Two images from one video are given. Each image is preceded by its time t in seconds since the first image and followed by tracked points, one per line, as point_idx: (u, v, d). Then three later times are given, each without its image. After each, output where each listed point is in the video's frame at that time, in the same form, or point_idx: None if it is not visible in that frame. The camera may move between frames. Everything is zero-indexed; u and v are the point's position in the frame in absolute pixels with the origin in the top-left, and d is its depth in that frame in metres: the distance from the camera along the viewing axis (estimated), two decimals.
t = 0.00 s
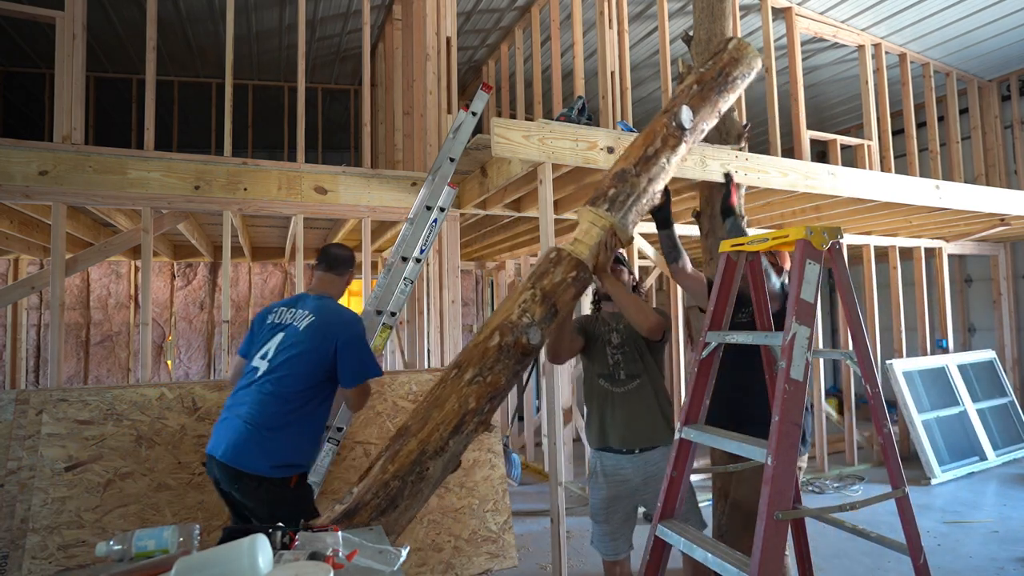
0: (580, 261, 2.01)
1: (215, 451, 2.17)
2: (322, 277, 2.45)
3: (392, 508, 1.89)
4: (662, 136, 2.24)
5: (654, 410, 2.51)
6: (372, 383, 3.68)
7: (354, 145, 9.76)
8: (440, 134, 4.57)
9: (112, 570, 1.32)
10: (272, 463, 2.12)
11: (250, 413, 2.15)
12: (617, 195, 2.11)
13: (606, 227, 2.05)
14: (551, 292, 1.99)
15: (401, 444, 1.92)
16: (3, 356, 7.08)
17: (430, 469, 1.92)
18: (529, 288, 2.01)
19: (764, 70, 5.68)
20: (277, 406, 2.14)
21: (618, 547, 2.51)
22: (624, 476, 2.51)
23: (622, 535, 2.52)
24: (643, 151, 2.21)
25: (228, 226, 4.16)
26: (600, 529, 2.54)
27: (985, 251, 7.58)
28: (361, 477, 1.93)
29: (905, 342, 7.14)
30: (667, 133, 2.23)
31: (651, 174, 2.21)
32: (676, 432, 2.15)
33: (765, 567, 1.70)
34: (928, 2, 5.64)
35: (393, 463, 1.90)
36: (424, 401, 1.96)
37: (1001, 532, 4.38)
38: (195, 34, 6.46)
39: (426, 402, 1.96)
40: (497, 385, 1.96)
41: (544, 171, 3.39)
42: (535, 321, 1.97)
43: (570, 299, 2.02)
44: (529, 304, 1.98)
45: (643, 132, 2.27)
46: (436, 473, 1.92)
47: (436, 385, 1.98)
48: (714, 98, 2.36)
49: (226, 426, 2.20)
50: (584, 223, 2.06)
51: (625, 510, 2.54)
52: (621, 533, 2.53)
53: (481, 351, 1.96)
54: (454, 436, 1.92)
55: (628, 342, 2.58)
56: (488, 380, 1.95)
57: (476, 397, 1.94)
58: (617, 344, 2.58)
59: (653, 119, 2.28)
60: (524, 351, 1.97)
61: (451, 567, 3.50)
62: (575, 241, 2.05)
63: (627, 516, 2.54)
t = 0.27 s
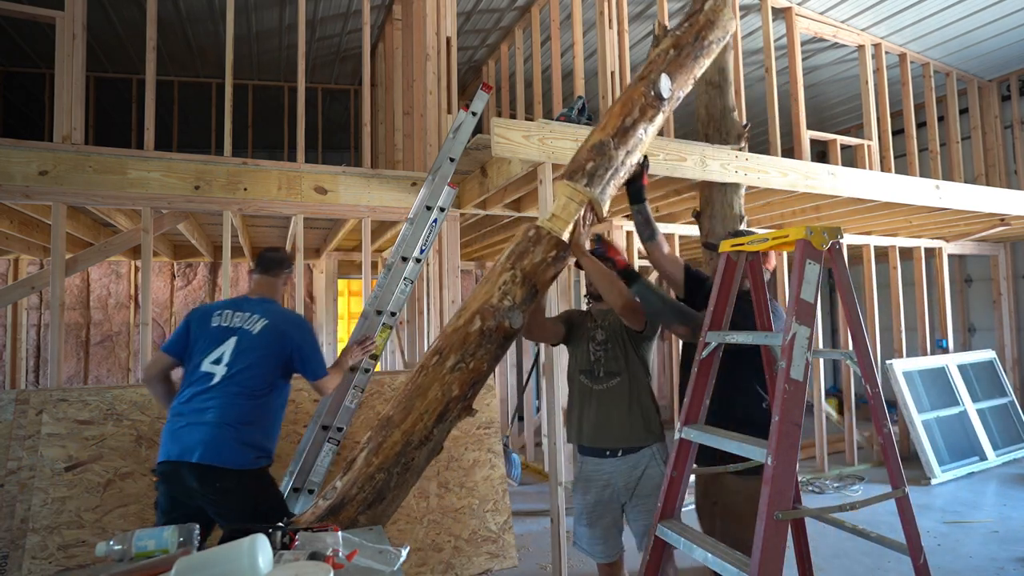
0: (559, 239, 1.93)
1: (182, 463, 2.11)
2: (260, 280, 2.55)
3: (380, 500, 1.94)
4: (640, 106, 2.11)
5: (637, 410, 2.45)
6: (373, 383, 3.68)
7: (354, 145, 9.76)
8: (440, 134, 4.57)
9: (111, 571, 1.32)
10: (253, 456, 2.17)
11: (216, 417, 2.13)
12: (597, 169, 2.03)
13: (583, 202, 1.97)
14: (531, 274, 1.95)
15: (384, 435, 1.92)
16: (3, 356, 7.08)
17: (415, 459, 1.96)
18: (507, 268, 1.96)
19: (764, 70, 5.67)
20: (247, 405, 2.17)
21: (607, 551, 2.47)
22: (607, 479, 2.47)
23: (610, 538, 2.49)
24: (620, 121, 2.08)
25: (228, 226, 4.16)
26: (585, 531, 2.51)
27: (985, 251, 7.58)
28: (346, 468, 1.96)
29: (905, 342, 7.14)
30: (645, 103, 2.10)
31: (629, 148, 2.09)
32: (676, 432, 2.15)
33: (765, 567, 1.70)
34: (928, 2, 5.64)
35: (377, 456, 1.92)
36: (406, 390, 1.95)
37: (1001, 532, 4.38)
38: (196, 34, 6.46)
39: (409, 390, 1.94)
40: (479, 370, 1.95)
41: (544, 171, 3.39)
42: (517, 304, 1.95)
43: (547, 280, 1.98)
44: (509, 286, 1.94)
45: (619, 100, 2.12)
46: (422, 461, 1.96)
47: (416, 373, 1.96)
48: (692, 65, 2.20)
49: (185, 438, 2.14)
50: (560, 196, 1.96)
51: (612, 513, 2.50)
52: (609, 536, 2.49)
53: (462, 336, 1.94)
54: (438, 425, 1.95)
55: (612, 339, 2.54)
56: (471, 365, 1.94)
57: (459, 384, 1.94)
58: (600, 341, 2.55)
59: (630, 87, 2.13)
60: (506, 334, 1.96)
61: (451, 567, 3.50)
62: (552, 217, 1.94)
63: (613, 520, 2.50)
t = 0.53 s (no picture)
0: (548, 225, 2.00)
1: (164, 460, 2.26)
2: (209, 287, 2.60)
3: (371, 497, 2.03)
4: (630, 87, 2.12)
5: (633, 414, 2.39)
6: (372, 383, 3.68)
7: (354, 145, 9.76)
8: (440, 134, 4.57)
9: (111, 570, 1.32)
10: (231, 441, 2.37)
11: (190, 412, 2.31)
12: (586, 152, 2.06)
13: (573, 186, 2.03)
14: (519, 264, 1.99)
15: (374, 432, 1.99)
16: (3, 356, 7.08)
17: (406, 455, 2.03)
18: (496, 258, 2.00)
19: (764, 70, 5.67)
20: (216, 397, 2.36)
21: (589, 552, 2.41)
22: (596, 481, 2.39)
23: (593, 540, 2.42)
24: (610, 103, 2.10)
25: (228, 226, 4.16)
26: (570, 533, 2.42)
27: (985, 251, 7.58)
28: (337, 467, 2.03)
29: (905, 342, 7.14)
30: (636, 84, 2.11)
31: (618, 129, 2.11)
32: (676, 432, 2.14)
33: (765, 567, 1.70)
34: (928, 2, 5.64)
35: (369, 454, 2.00)
36: (397, 385, 2.00)
37: (1001, 532, 4.38)
38: (196, 34, 6.46)
39: (399, 386, 2.00)
40: (469, 361, 2.02)
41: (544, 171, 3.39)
42: (506, 294, 2.00)
43: (535, 268, 2.05)
44: (500, 275, 1.99)
45: (609, 81, 2.14)
46: (412, 457, 2.05)
47: (407, 367, 2.01)
48: (683, 42, 2.20)
49: (160, 437, 2.27)
50: (549, 180, 2.02)
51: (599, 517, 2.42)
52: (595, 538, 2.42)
53: (452, 328, 1.99)
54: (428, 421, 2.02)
55: (609, 342, 2.52)
56: (461, 358, 2.01)
57: (449, 376, 2.01)
58: (596, 344, 2.53)
59: (620, 68, 2.14)
60: (496, 325, 2.02)
61: (451, 567, 3.50)
62: (542, 202, 2.03)
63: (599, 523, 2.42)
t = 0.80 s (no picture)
0: (532, 212, 1.97)
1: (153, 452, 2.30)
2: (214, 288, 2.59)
3: (361, 490, 2.04)
4: (613, 67, 2.08)
5: (612, 415, 2.37)
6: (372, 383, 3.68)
7: (354, 145, 9.76)
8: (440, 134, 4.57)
9: (112, 570, 1.33)
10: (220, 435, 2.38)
11: (178, 407, 2.34)
12: (568, 136, 2.03)
13: (556, 171, 2.00)
14: (504, 252, 1.97)
15: (362, 427, 1.98)
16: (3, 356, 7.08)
17: (394, 448, 2.04)
18: (481, 246, 1.98)
19: (764, 70, 5.67)
20: (207, 393, 2.37)
21: (569, 549, 2.40)
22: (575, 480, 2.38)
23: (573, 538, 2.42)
24: (592, 85, 2.06)
25: (228, 226, 4.16)
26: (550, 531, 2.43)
27: (985, 251, 7.58)
28: (325, 462, 2.01)
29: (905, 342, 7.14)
30: (617, 65, 2.07)
31: (601, 112, 2.08)
32: (676, 432, 2.14)
33: (765, 567, 1.71)
34: (928, 2, 5.64)
35: (358, 448, 1.99)
36: (384, 377, 1.98)
37: (1001, 532, 4.38)
38: (196, 34, 6.46)
39: (385, 378, 1.99)
40: (455, 351, 2.01)
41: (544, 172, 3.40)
42: (491, 282, 1.99)
43: (518, 256, 2.03)
44: (485, 265, 1.97)
45: (590, 62, 2.10)
46: (400, 449, 2.05)
47: (392, 359, 1.99)
48: (663, 22, 2.15)
49: (153, 429, 2.32)
50: (532, 164, 1.99)
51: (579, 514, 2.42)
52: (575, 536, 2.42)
53: (437, 319, 1.97)
54: (415, 413, 2.02)
55: (592, 341, 2.49)
56: (447, 349, 2.00)
57: (436, 368, 2.00)
58: (579, 342, 2.50)
59: (601, 48, 2.10)
60: (481, 314, 2.01)
61: (451, 567, 3.50)
62: (524, 188, 1.99)
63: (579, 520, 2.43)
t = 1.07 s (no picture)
0: (518, 204, 1.94)
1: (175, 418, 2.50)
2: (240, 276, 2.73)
3: (355, 485, 2.02)
4: (595, 59, 2.01)
5: (586, 419, 2.33)
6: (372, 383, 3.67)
7: (354, 145, 9.76)
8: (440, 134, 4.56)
9: (112, 571, 1.33)
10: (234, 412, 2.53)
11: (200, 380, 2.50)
12: (553, 128, 1.95)
13: (541, 163, 1.97)
14: (491, 245, 1.94)
15: (353, 422, 1.96)
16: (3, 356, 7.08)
17: (386, 442, 2.03)
18: (468, 238, 1.94)
19: (764, 70, 5.67)
20: (228, 370, 2.53)
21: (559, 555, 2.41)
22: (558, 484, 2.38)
23: (563, 542, 2.42)
24: (576, 76, 1.98)
25: (228, 226, 4.16)
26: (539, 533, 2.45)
27: (985, 251, 7.58)
28: (316, 459, 1.98)
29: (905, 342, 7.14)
30: (601, 56, 2.00)
31: (585, 104, 2.01)
32: (676, 432, 2.13)
33: (765, 567, 1.71)
34: (928, 2, 5.64)
35: (349, 445, 1.96)
36: (373, 373, 1.96)
37: (1001, 532, 4.38)
38: (195, 34, 6.46)
39: (374, 373, 1.96)
40: (444, 345, 2.00)
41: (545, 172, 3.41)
42: (479, 276, 1.96)
43: (504, 249, 1.99)
44: (472, 258, 1.94)
45: (572, 52, 2.02)
46: (393, 443, 2.04)
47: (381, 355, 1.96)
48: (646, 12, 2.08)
49: (179, 396, 2.51)
50: (515, 156, 1.96)
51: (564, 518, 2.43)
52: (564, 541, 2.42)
53: (426, 313, 1.95)
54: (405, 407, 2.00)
55: (567, 343, 2.45)
56: (436, 342, 1.98)
57: (426, 363, 1.98)
58: (554, 344, 2.47)
59: (584, 38, 2.02)
60: (470, 308, 2.00)
61: (451, 567, 3.51)
62: (509, 180, 1.96)
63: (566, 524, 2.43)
